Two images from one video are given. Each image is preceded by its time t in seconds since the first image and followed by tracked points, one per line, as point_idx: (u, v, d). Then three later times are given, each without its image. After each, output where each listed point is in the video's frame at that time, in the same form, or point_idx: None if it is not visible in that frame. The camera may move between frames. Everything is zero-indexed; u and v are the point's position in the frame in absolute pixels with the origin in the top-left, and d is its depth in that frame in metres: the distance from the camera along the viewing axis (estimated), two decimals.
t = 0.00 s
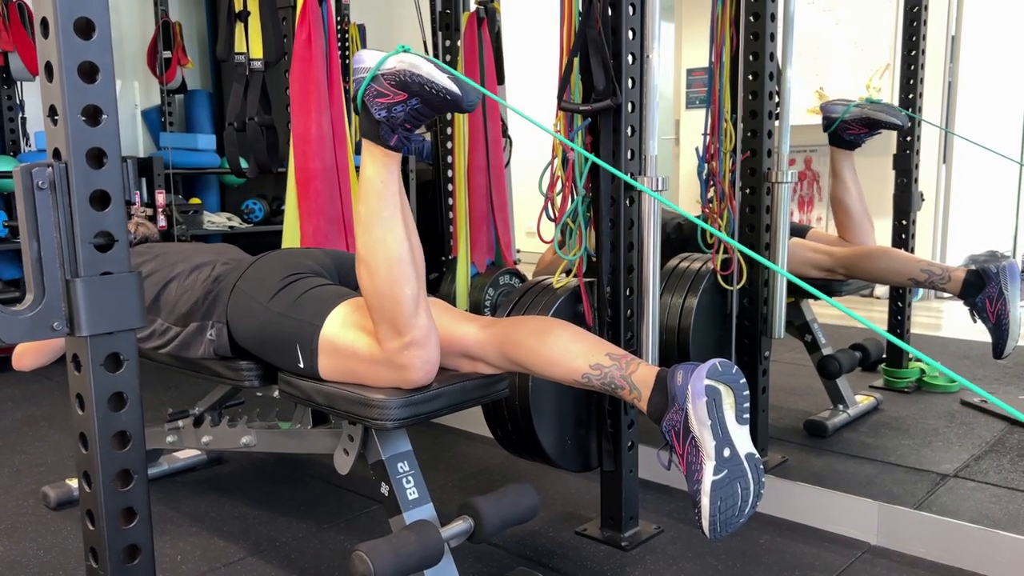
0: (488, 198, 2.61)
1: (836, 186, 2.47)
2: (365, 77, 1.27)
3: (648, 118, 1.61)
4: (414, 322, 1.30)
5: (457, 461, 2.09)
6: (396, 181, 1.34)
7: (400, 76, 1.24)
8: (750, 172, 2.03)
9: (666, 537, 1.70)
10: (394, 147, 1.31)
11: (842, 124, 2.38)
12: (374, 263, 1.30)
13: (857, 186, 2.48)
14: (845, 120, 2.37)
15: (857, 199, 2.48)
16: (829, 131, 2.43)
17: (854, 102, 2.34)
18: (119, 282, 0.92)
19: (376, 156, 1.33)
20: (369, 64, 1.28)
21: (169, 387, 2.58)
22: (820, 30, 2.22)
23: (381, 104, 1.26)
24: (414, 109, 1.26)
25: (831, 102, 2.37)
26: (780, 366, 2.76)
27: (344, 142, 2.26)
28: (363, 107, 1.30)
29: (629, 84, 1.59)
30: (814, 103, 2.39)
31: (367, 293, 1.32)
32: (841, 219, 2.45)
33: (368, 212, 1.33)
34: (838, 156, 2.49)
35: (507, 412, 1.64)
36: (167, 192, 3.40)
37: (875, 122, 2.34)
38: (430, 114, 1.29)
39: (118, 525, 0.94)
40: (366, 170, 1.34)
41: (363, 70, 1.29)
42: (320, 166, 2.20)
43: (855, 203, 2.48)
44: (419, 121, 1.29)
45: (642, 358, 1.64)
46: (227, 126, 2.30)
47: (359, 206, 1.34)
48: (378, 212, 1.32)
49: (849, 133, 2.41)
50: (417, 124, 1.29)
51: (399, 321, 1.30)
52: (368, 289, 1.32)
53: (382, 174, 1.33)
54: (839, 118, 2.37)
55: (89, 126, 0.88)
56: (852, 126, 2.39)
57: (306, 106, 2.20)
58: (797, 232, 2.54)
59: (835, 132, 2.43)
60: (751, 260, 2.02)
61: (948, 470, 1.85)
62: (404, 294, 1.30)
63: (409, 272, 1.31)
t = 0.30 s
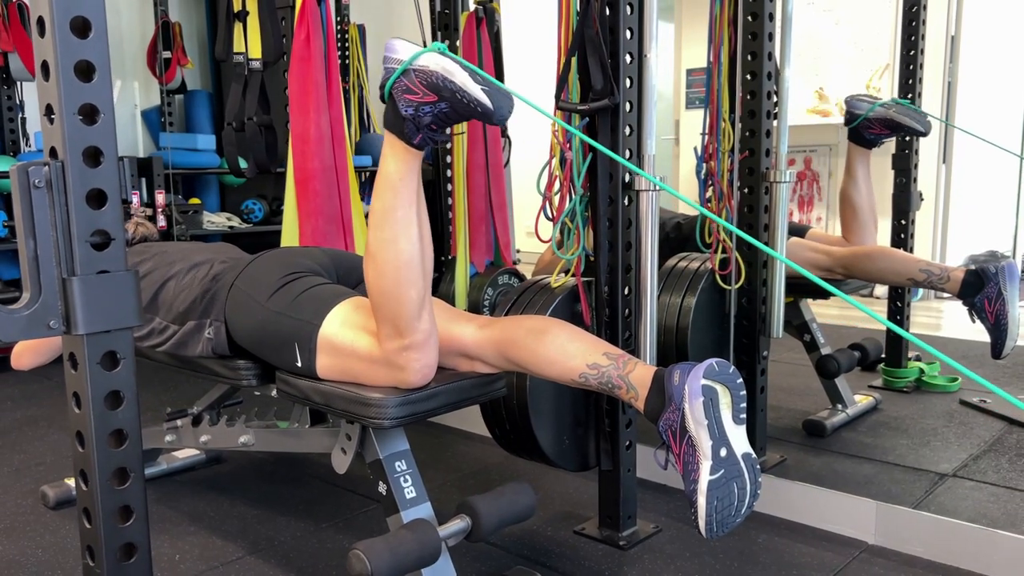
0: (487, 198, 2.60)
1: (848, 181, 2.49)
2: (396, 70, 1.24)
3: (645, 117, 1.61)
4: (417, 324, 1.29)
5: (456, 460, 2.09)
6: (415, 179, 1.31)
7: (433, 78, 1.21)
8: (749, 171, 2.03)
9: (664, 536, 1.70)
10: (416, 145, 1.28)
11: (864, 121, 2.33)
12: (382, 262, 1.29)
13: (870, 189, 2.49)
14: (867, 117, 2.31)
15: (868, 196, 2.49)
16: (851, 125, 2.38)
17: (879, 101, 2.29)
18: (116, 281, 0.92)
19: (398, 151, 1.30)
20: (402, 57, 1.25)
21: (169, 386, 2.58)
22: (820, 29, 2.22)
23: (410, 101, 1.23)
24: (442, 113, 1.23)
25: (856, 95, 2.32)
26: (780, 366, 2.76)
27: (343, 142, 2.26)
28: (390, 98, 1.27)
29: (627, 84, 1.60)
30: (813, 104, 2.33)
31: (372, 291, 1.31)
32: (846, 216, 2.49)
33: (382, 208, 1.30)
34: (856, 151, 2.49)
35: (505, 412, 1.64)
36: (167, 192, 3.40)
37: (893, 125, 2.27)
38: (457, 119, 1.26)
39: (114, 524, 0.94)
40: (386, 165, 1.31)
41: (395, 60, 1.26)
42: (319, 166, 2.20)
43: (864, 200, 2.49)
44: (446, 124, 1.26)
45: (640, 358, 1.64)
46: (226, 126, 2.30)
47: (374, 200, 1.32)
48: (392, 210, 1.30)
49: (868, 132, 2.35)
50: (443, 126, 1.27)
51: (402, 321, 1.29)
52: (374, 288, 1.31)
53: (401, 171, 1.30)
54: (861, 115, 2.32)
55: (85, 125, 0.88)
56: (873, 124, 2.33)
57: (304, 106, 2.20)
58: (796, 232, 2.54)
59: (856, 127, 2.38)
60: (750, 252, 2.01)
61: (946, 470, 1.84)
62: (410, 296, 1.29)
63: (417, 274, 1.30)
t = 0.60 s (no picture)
0: (487, 199, 2.63)
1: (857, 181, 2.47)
2: (431, 71, 1.20)
3: (643, 117, 1.61)
4: (420, 329, 1.28)
5: (455, 460, 2.09)
6: (436, 183, 1.26)
7: (468, 90, 1.16)
8: (747, 171, 2.03)
9: (662, 536, 1.70)
10: (440, 150, 1.24)
11: (886, 123, 2.28)
12: (392, 264, 1.25)
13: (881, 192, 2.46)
14: (889, 119, 2.26)
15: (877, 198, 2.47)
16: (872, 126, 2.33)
17: (903, 105, 2.24)
18: (114, 281, 0.93)
19: (421, 152, 1.24)
20: (439, 60, 1.20)
21: (168, 386, 2.58)
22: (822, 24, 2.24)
23: (441, 107, 1.19)
24: (471, 125, 1.19)
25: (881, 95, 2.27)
26: (779, 366, 2.77)
27: (342, 142, 2.26)
28: (422, 97, 1.23)
29: (625, 84, 1.60)
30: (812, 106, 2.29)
31: (378, 291, 1.28)
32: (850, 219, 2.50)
33: (398, 208, 1.26)
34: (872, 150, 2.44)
35: (503, 411, 1.64)
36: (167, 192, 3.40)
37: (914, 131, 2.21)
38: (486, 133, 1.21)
39: (112, 523, 0.94)
40: (407, 163, 1.26)
41: (430, 61, 1.22)
42: (318, 166, 2.21)
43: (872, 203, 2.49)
44: (474, 136, 1.22)
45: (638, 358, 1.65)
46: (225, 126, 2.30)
47: (391, 197, 1.27)
48: (407, 213, 1.25)
49: (888, 135, 2.30)
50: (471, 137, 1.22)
51: (404, 324, 1.28)
52: (381, 287, 1.28)
53: (423, 173, 1.25)
54: (883, 116, 2.27)
55: (83, 125, 0.89)
56: (895, 127, 2.27)
57: (303, 106, 2.20)
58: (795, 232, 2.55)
59: (878, 129, 2.33)
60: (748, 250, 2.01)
61: (944, 470, 1.84)
62: (416, 299, 1.27)
63: (425, 278, 1.27)
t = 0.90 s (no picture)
0: (486, 198, 2.63)
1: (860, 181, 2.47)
2: (450, 76, 1.17)
3: (641, 116, 1.62)
4: (420, 332, 1.27)
5: (454, 460, 2.09)
6: (447, 190, 1.24)
7: (487, 101, 1.13)
8: (745, 171, 2.04)
9: (661, 535, 1.70)
10: (454, 156, 1.21)
11: (898, 126, 2.30)
12: (397, 267, 1.24)
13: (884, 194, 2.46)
14: (901, 123, 2.28)
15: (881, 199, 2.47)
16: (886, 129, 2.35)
17: (917, 109, 2.25)
18: (112, 280, 0.93)
19: (434, 156, 1.23)
20: (458, 65, 1.18)
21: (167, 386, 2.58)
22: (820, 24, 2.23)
23: (458, 113, 1.16)
24: (488, 135, 1.16)
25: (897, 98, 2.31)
26: (778, 366, 2.77)
27: (341, 142, 2.26)
28: (438, 100, 1.20)
29: (623, 84, 1.59)
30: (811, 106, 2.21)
31: (381, 291, 1.28)
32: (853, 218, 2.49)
33: (406, 211, 1.24)
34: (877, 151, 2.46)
35: (502, 411, 1.64)
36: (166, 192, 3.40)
37: (925, 136, 2.21)
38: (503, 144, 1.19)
39: (110, 522, 0.94)
40: (419, 166, 1.24)
41: (449, 65, 1.19)
42: (317, 165, 2.21)
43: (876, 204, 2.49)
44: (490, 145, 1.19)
45: (637, 357, 1.65)
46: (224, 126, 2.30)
47: (400, 199, 1.26)
48: (416, 217, 1.24)
49: (900, 138, 2.31)
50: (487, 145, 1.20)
51: (404, 326, 1.27)
52: (385, 289, 1.27)
53: (434, 177, 1.23)
54: (896, 119, 2.29)
55: (81, 125, 0.89)
56: (906, 131, 2.28)
57: (302, 106, 2.19)
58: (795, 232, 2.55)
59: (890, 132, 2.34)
60: (746, 251, 2.02)
61: (942, 470, 1.85)
62: (419, 303, 1.26)
63: (429, 283, 1.26)
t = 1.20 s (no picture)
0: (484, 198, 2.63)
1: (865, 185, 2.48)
2: (467, 85, 1.15)
3: (638, 116, 1.62)
4: (419, 336, 1.27)
5: (451, 460, 2.09)
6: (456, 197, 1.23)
7: (503, 116, 1.11)
8: (742, 171, 2.04)
9: (658, 535, 1.70)
10: (465, 165, 1.20)
11: (908, 131, 2.23)
12: (400, 271, 1.24)
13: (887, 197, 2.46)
14: (913, 127, 2.21)
15: (884, 206, 2.46)
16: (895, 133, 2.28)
17: (930, 116, 2.19)
18: (108, 280, 0.93)
19: (445, 163, 1.21)
20: (476, 74, 1.15)
21: (164, 386, 2.58)
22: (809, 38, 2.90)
23: (472, 124, 1.14)
24: (500, 149, 1.14)
25: (910, 101, 2.24)
26: (775, 367, 2.78)
27: (338, 142, 2.26)
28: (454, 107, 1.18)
29: (620, 84, 1.59)
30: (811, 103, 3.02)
31: (381, 293, 1.28)
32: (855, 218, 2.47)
33: (413, 215, 1.23)
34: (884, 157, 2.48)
35: (499, 411, 1.64)
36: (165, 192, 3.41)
37: (935, 143, 2.16)
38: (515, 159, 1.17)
39: (107, 522, 0.95)
40: (429, 170, 1.23)
41: (467, 73, 1.17)
42: (314, 166, 2.21)
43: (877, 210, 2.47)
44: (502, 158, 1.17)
45: (633, 357, 1.65)
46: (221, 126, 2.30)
47: (408, 202, 1.24)
48: (422, 223, 1.23)
49: (908, 143, 2.25)
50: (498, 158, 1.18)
51: (403, 329, 1.27)
52: (387, 291, 1.26)
53: (444, 185, 1.22)
54: (908, 123, 2.22)
55: (78, 125, 0.89)
56: (917, 136, 2.22)
57: (299, 106, 2.19)
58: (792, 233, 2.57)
59: (899, 137, 2.28)
60: (744, 252, 2.02)
61: (939, 469, 1.85)
62: (419, 308, 1.26)
63: (431, 288, 1.26)
